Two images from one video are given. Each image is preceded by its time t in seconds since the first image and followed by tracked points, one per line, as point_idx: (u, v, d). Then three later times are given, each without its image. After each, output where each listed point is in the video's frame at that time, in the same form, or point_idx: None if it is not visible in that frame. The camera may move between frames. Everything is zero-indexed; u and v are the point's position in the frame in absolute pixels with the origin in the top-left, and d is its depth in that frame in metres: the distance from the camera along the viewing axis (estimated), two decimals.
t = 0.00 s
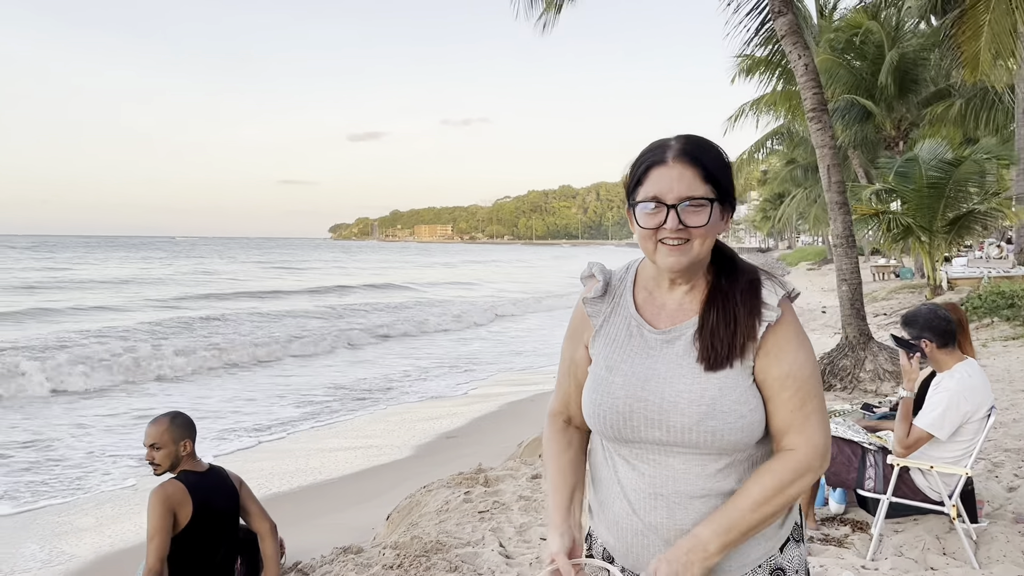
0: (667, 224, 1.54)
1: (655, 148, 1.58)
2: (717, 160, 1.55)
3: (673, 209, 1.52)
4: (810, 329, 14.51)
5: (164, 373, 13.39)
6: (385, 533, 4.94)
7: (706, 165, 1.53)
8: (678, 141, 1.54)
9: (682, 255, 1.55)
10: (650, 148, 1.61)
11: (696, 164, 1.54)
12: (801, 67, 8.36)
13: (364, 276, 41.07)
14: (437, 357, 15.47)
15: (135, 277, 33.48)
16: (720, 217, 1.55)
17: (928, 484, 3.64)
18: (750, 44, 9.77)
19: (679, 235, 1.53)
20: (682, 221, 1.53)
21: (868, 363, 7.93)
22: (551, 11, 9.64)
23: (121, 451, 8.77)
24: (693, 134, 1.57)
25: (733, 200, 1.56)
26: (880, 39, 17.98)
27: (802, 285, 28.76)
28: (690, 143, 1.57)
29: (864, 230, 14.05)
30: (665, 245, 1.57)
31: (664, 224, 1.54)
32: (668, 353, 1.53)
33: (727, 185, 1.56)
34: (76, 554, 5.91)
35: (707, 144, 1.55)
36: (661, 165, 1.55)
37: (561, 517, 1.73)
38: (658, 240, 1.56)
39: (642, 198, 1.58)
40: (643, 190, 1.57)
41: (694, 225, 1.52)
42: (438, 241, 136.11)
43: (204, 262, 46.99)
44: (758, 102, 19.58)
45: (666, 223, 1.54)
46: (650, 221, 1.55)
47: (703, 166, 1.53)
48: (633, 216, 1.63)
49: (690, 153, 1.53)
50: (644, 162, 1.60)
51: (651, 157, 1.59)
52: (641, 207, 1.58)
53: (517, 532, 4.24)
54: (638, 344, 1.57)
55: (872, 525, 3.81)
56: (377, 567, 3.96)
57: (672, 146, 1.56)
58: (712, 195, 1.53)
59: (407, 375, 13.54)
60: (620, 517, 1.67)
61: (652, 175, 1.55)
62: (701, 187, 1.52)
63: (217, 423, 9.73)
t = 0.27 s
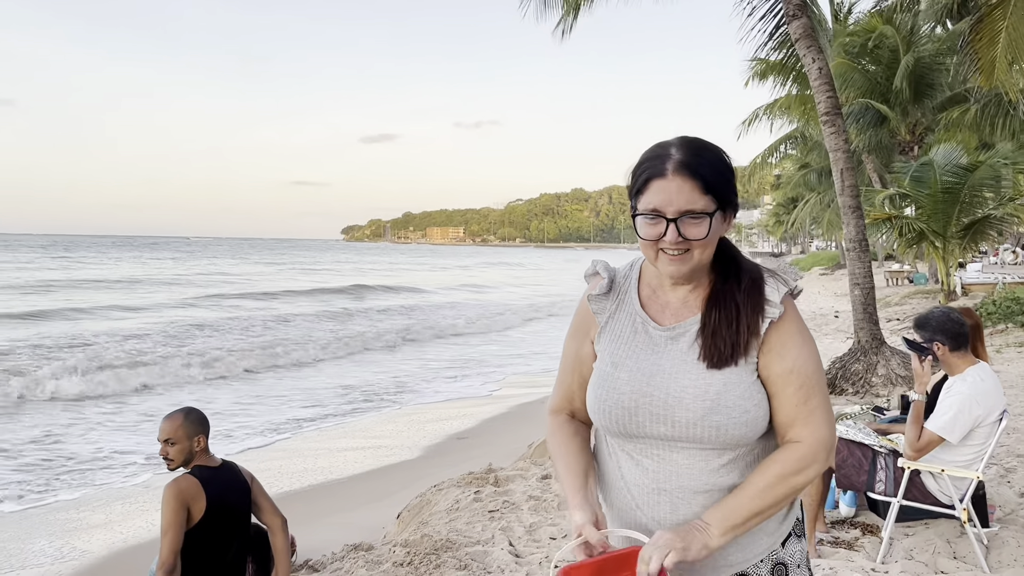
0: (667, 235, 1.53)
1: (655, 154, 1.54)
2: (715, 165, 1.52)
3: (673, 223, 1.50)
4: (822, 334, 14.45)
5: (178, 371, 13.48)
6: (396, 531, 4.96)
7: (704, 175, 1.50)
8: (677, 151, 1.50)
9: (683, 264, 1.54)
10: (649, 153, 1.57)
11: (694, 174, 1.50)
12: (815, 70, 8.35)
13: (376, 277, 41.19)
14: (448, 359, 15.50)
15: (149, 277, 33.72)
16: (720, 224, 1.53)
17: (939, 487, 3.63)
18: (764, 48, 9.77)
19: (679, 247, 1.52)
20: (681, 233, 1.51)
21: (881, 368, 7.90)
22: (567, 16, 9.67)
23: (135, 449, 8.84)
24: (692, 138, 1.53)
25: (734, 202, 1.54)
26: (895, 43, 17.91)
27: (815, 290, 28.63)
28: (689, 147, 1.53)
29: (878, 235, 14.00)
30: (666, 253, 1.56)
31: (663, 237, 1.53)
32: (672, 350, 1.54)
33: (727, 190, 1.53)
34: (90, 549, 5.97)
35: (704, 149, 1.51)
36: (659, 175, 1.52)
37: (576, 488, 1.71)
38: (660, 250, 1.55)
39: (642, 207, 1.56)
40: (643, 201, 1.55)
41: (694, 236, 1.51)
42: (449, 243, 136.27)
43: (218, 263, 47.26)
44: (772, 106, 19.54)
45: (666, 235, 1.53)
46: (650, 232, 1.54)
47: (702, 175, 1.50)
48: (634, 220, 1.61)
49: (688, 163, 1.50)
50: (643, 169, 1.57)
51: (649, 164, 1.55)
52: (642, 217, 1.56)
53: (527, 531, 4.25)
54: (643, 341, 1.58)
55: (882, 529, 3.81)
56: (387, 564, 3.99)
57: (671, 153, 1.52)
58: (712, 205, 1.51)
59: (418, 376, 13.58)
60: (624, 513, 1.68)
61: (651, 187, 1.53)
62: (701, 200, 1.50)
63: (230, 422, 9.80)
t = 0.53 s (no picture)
0: (695, 241, 1.51)
1: (683, 155, 1.50)
2: (743, 169, 1.49)
3: (700, 231, 1.48)
4: (827, 336, 14.43)
5: (184, 368, 13.54)
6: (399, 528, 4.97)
7: (733, 182, 1.47)
8: (710, 156, 1.46)
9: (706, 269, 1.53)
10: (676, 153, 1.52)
11: (724, 179, 1.48)
12: (821, 71, 8.34)
13: (381, 277, 41.24)
14: (453, 359, 15.52)
15: (155, 275, 33.86)
16: (743, 230, 1.53)
17: (942, 487, 3.63)
18: (771, 49, 9.77)
19: (703, 253, 1.51)
20: (710, 239, 1.49)
21: (886, 370, 7.90)
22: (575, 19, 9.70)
23: (141, 445, 8.88)
24: (720, 141, 1.49)
25: (755, 206, 1.52)
26: (902, 45, 17.89)
27: (821, 292, 28.59)
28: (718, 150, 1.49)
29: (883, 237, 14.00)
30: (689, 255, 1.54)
31: (692, 243, 1.50)
32: (684, 346, 1.53)
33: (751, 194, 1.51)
34: (94, 545, 6.00)
35: (733, 153, 1.48)
36: (692, 180, 1.48)
37: (580, 486, 1.71)
38: (684, 253, 1.53)
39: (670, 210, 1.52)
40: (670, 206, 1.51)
41: (721, 242, 1.50)
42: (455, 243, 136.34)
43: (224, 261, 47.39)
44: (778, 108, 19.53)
45: (693, 239, 1.51)
46: (677, 236, 1.52)
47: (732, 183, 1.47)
48: (656, 219, 1.58)
49: (719, 169, 1.47)
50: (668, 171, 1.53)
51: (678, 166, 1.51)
52: (669, 219, 1.53)
53: (530, 529, 4.26)
54: (654, 336, 1.57)
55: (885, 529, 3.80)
56: (390, 560, 4.00)
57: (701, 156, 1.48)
58: (739, 212, 1.49)
59: (424, 376, 13.61)
60: (632, 509, 1.68)
61: (681, 192, 1.49)
62: (729, 206, 1.47)
63: (235, 419, 9.84)
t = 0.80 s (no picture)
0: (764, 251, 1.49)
1: (752, 167, 1.46)
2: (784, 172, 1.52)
3: (776, 243, 1.47)
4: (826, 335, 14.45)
5: (182, 364, 13.54)
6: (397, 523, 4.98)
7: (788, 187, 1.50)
8: (779, 167, 1.46)
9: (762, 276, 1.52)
10: (739, 165, 1.47)
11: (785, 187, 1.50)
12: (821, 70, 8.34)
13: (381, 275, 41.26)
14: (452, 357, 15.54)
15: (154, 272, 33.88)
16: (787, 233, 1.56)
17: (938, 485, 3.65)
18: (771, 49, 9.79)
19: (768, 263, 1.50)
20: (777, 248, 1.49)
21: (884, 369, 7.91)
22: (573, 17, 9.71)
23: (140, 441, 8.89)
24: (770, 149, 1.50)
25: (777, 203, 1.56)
26: (902, 45, 17.90)
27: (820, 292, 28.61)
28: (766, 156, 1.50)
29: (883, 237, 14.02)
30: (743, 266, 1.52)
31: (766, 254, 1.48)
32: (698, 343, 1.54)
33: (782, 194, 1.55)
34: (92, 540, 6.01)
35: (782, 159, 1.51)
36: (765, 192, 1.46)
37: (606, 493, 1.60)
38: (750, 264, 1.50)
39: (743, 227, 1.46)
40: (749, 222, 1.46)
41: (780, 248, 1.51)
42: (455, 242, 136.37)
43: (224, 259, 47.40)
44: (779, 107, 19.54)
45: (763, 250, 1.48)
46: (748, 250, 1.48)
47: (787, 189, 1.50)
48: (707, 232, 1.50)
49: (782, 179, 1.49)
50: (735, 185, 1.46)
51: (747, 178, 1.46)
52: (739, 234, 1.47)
53: (527, 525, 4.27)
54: (667, 332, 1.57)
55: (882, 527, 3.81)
56: (388, 555, 4.01)
57: (770, 166, 1.47)
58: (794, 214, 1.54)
59: (423, 373, 13.62)
60: (637, 506, 1.67)
61: (760, 205, 1.46)
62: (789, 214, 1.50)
63: (233, 416, 9.84)
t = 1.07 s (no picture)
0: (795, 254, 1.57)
1: (802, 177, 1.53)
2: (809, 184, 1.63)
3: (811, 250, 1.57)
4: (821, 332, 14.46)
5: (177, 360, 13.53)
6: (392, 518, 4.99)
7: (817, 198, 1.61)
8: (824, 181, 1.56)
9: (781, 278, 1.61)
10: (790, 172, 1.52)
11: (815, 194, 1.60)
12: (817, 67, 8.34)
13: (376, 271, 41.18)
14: (447, 354, 15.55)
15: (148, 268, 33.80)
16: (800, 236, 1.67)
17: (929, 480, 3.68)
18: (766, 46, 9.78)
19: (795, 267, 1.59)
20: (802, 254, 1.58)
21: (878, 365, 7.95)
22: (565, 10, 9.69)
23: (134, 437, 8.88)
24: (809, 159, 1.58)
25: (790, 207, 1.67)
26: (898, 43, 17.90)
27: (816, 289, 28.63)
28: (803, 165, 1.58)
29: (877, 234, 14.03)
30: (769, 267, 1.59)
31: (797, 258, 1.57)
32: (724, 341, 1.59)
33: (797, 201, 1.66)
34: (85, 535, 6.00)
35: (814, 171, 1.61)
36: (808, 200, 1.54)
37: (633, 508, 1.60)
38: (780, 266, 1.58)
39: (786, 232, 1.53)
40: (793, 227, 1.52)
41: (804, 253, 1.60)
42: (450, 238, 136.22)
43: (218, 255, 47.29)
44: (775, 104, 19.54)
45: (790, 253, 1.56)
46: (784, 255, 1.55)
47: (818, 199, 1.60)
48: (746, 234, 1.54)
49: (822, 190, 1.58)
50: (786, 190, 1.52)
51: (796, 184, 1.53)
52: (780, 238, 1.53)
53: (522, 519, 4.28)
54: (695, 330, 1.60)
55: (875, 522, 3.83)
56: (382, 549, 4.02)
57: (814, 177, 1.56)
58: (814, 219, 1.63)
59: (418, 370, 13.62)
60: (653, 500, 1.69)
61: (806, 213, 1.53)
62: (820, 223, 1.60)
63: (228, 412, 9.84)
